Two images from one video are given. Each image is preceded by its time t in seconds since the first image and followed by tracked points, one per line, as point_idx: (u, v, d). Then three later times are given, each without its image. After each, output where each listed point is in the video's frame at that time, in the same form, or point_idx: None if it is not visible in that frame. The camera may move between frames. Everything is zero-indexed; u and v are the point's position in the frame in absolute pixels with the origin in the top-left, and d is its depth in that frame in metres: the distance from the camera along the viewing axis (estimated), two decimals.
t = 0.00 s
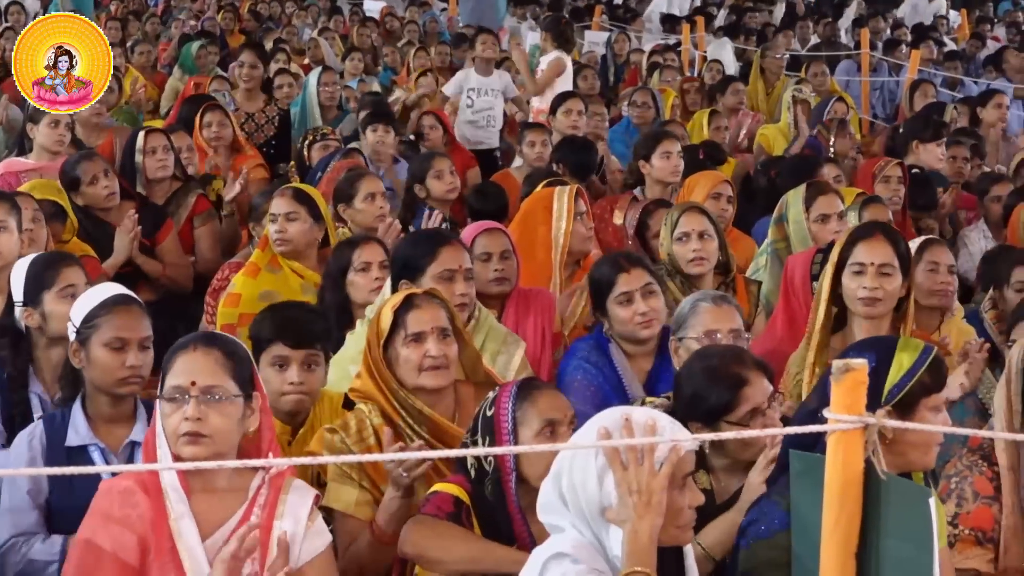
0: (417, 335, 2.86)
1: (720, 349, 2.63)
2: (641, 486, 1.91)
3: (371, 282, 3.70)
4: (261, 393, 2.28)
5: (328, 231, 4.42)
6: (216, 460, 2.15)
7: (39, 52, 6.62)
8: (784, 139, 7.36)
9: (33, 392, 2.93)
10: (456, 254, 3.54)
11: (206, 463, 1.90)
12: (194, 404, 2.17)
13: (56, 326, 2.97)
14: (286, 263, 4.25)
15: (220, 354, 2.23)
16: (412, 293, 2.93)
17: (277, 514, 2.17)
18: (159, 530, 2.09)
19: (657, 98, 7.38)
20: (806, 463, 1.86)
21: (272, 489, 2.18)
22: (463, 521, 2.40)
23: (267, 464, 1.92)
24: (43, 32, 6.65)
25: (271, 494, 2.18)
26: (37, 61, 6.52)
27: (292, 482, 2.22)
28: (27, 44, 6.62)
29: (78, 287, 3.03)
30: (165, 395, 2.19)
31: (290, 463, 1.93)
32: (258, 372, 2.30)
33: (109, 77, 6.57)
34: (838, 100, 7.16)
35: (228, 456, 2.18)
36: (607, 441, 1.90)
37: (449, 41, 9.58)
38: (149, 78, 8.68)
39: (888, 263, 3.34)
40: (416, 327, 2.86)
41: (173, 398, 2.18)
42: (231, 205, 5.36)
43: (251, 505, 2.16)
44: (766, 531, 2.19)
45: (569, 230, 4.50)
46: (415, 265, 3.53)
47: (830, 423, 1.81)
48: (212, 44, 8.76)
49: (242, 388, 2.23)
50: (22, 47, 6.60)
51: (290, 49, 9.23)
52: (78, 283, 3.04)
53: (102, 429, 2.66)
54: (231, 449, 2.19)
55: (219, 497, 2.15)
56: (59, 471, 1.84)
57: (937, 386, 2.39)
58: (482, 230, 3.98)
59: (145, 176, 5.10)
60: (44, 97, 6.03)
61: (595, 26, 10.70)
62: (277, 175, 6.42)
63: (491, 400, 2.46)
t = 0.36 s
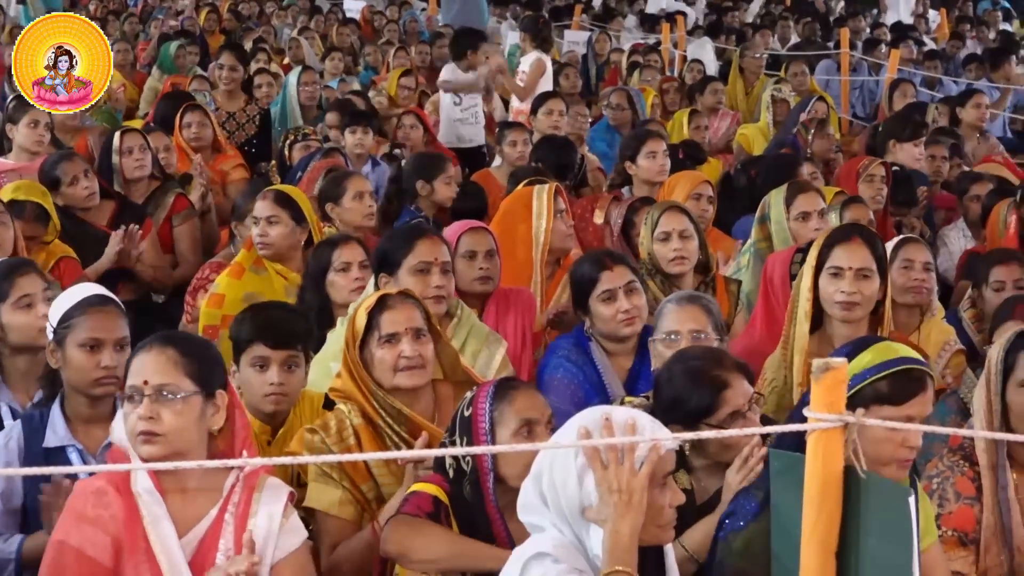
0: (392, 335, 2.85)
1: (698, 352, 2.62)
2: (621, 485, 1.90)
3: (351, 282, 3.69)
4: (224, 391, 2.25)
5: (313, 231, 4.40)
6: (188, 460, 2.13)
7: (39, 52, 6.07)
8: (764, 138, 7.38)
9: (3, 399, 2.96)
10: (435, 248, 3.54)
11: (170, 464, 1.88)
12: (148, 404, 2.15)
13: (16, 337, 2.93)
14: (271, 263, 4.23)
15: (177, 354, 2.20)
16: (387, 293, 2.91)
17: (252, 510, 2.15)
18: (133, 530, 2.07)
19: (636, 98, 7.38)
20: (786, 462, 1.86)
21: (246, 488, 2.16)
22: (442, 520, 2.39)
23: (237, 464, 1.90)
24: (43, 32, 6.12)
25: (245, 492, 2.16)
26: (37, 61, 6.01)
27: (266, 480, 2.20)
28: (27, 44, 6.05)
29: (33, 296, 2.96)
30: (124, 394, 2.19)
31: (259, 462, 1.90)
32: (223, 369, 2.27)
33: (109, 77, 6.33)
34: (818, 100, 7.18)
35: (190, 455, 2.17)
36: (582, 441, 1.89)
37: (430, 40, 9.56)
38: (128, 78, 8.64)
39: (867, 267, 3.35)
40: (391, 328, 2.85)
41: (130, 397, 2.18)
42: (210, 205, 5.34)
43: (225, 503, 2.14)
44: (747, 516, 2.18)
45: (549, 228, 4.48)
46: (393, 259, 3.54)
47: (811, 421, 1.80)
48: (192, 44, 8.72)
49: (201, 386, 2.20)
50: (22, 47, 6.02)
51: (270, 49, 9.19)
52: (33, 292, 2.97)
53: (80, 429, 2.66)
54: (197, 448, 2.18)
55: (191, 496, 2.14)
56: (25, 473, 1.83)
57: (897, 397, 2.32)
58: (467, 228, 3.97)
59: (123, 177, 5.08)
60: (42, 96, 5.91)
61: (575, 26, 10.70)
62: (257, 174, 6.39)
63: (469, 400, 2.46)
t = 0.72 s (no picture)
0: (373, 333, 2.84)
1: (681, 350, 2.62)
2: (604, 483, 1.90)
3: (335, 280, 3.67)
4: (184, 391, 2.23)
5: (299, 229, 4.38)
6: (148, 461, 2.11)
7: (39, 52, 6.14)
8: (748, 136, 7.39)
9: None
10: (435, 236, 3.54)
11: (133, 464, 1.84)
12: (103, 405, 2.15)
13: None
14: (256, 265, 4.22)
15: (135, 354, 2.18)
16: (368, 292, 2.91)
17: (221, 506, 2.11)
18: (99, 532, 2.07)
19: (620, 97, 7.37)
20: (771, 462, 1.86)
21: (214, 486, 2.12)
22: (424, 517, 2.39)
23: (201, 464, 1.87)
24: (44, 32, 6.18)
25: (213, 489, 2.12)
26: (36, 62, 6.08)
27: (234, 477, 2.15)
28: (28, 44, 6.09)
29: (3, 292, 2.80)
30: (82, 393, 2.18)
31: (227, 462, 1.87)
32: (183, 370, 2.24)
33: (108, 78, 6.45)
34: (802, 99, 7.19)
35: (150, 456, 2.15)
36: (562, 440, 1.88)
37: (414, 38, 9.54)
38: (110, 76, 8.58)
39: (830, 272, 3.32)
40: (372, 326, 2.85)
41: (87, 397, 2.17)
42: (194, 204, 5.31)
43: (193, 502, 2.10)
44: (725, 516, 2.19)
45: (532, 223, 4.49)
46: (390, 245, 3.56)
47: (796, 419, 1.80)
48: (176, 43, 8.68)
49: (158, 386, 2.17)
50: (23, 47, 6.06)
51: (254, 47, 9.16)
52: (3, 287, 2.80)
53: (66, 428, 2.62)
54: (156, 448, 2.16)
55: (158, 496, 2.12)
56: None
57: (878, 394, 2.31)
58: (454, 226, 3.94)
59: (107, 176, 5.05)
60: (43, 97, 5.96)
61: (559, 24, 10.69)
62: (240, 172, 6.36)
63: (453, 398, 2.45)
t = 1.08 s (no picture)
0: (363, 329, 2.82)
1: (667, 349, 2.62)
2: (587, 481, 1.88)
3: (319, 278, 3.65)
4: (148, 394, 2.19)
5: (283, 228, 4.36)
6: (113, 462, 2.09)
7: (39, 52, 6.30)
8: (732, 134, 7.40)
9: None
10: (424, 232, 3.52)
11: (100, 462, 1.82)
12: (64, 406, 2.13)
13: None
14: (240, 263, 4.21)
15: (96, 357, 2.15)
16: (359, 289, 2.89)
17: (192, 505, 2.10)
18: (70, 536, 2.05)
19: (604, 95, 7.37)
20: (754, 459, 1.85)
21: (185, 484, 2.11)
22: (409, 515, 2.37)
23: (171, 463, 1.87)
24: (44, 32, 6.33)
25: (184, 488, 2.11)
26: (37, 61, 6.28)
27: (205, 475, 2.14)
28: (28, 44, 6.26)
29: None
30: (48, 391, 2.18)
31: (199, 460, 1.87)
32: (146, 373, 2.20)
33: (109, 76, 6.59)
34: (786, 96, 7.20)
35: (112, 458, 2.14)
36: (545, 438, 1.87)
37: (398, 36, 9.52)
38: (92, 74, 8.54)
39: (794, 283, 3.35)
40: (362, 322, 2.83)
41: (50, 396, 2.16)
42: (177, 201, 5.29)
43: (164, 502, 2.10)
44: (715, 512, 2.18)
45: (515, 220, 4.47)
46: (377, 244, 3.54)
47: (780, 418, 1.80)
48: (160, 41, 8.65)
49: (118, 390, 2.14)
50: (23, 47, 6.24)
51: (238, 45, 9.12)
52: None
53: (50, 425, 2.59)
54: (118, 449, 2.14)
55: (129, 496, 2.11)
56: None
57: (859, 391, 2.31)
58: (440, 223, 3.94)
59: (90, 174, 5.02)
60: (44, 96, 6.19)
61: (543, 22, 10.68)
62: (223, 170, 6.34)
63: (435, 395, 2.44)
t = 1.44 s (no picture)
0: (347, 327, 2.81)
1: (649, 346, 2.62)
2: (570, 479, 1.88)
3: (301, 277, 3.63)
4: (139, 393, 2.18)
5: (263, 226, 4.35)
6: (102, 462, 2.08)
7: (38, 52, 6.51)
8: (713, 133, 7.42)
9: None
10: (397, 241, 3.50)
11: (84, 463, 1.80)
12: (56, 404, 2.12)
13: None
14: (219, 261, 4.19)
15: (86, 356, 2.13)
16: (343, 287, 2.88)
17: (180, 507, 2.07)
18: (58, 532, 2.04)
19: (586, 93, 7.37)
20: (737, 457, 1.85)
21: (174, 483, 2.09)
22: (390, 514, 2.36)
23: (161, 462, 1.84)
24: (43, 32, 6.57)
25: (173, 488, 2.09)
26: (36, 61, 6.46)
27: (195, 476, 2.12)
28: (27, 44, 6.47)
29: None
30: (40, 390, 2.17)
31: (187, 459, 1.83)
32: (138, 372, 2.19)
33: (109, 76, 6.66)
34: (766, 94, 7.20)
35: (103, 456, 2.12)
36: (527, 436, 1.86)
37: (380, 35, 9.50)
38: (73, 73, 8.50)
39: (788, 278, 3.32)
40: (346, 319, 2.81)
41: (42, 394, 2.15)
42: (159, 200, 5.26)
43: (153, 500, 2.08)
44: (695, 509, 2.19)
45: (494, 226, 4.45)
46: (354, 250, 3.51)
47: (762, 415, 1.79)
48: (141, 39, 8.61)
49: (110, 389, 2.13)
50: (23, 47, 6.44)
51: (220, 44, 9.10)
52: None
53: (31, 424, 2.57)
54: (110, 448, 2.13)
55: (118, 496, 2.09)
56: None
57: (834, 387, 2.31)
58: (419, 223, 3.93)
59: (72, 173, 4.99)
60: (44, 97, 6.34)
61: (525, 21, 10.68)
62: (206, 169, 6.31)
63: (416, 393, 2.43)
